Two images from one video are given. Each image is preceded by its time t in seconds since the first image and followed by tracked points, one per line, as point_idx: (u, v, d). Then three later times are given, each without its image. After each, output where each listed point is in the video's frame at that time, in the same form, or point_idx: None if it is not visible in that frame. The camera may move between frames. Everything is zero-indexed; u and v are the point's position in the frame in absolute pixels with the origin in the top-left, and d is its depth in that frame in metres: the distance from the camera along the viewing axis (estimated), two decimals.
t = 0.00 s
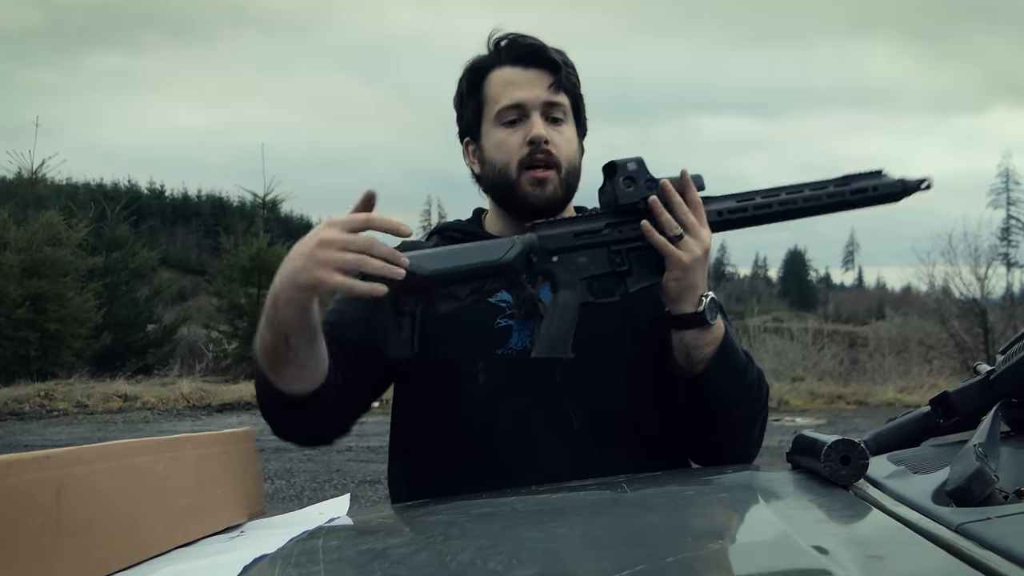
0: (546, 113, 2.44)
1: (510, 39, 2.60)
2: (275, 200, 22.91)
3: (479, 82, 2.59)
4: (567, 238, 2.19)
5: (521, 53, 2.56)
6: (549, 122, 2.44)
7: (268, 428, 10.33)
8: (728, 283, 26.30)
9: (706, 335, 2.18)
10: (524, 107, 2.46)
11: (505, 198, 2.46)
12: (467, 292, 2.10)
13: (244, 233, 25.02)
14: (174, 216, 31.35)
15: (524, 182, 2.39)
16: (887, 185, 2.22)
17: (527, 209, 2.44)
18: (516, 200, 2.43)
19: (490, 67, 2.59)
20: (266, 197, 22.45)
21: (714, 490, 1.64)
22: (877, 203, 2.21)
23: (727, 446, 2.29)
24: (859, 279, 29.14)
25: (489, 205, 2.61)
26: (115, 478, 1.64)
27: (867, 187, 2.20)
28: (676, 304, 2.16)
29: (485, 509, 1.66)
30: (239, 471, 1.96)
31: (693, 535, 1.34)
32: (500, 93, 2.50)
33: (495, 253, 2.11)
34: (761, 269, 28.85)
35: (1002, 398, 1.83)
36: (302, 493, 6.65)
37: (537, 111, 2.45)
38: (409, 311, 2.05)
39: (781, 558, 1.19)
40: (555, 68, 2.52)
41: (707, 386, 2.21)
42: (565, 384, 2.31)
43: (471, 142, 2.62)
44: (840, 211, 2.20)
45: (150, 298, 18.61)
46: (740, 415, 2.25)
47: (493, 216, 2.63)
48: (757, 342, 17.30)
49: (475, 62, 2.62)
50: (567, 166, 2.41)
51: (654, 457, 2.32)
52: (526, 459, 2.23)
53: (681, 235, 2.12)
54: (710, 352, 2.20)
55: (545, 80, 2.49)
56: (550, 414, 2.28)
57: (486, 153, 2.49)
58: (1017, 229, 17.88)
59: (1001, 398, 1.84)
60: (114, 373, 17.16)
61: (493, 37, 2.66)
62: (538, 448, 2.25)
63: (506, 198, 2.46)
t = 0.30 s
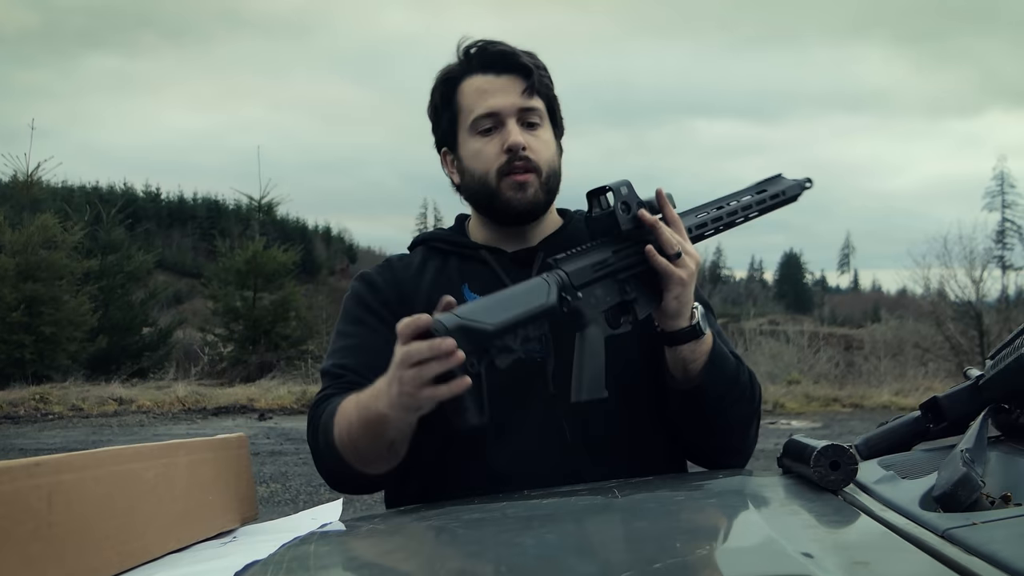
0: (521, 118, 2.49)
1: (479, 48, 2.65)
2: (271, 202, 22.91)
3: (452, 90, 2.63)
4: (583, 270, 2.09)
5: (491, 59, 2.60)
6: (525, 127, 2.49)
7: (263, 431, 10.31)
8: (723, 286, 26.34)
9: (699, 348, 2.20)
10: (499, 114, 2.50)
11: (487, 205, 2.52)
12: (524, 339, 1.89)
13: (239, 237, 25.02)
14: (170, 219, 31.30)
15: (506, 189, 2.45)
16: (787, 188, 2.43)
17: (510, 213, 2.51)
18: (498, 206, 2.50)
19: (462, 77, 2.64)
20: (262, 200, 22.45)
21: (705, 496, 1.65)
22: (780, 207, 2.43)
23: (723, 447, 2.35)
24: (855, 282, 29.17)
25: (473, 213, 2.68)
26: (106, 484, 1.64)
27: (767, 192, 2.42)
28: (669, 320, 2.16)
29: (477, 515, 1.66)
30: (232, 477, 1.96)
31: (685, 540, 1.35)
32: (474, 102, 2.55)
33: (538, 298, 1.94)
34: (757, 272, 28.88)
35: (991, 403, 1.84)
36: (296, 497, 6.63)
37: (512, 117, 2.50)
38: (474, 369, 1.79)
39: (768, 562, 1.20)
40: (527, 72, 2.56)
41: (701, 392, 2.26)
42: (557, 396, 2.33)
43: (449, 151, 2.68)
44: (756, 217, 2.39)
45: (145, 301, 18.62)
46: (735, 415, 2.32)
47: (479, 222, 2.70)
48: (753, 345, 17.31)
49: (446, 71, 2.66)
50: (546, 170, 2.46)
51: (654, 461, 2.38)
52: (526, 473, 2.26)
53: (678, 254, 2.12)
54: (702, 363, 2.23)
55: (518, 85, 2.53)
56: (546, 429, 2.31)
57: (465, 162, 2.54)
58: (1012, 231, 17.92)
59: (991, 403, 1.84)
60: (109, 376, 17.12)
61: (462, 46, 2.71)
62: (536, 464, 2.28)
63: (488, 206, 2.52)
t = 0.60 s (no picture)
0: (502, 128, 2.53)
1: (455, 56, 2.67)
2: (263, 206, 22.86)
3: (430, 100, 2.68)
4: (600, 296, 2.05)
5: (468, 68, 2.64)
6: (506, 136, 2.52)
7: (255, 436, 10.29)
8: (714, 290, 26.40)
9: (692, 362, 2.30)
10: (480, 125, 2.54)
11: (472, 215, 2.57)
12: (543, 376, 1.85)
13: (231, 242, 24.95)
14: (160, 223, 31.19)
15: (490, 199, 2.50)
16: (758, 192, 2.55)
17: (497, 222, 2.57)
18: (485, 216, 2.56)
19: (440, 86, 2.66)
20: (253, 204, 22.41)
21: (693, 499, 1.66)
22: (756, 210, 2.53)
23: (712, 452, 2.50)
24: (846, 286, 29.26)
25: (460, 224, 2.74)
26: (97, 488, 1.64)
27: (746, 198, 2.52)
28: (668, 338, 2.21)
29: (467, 519, 1.67)
30: (224, 481, 1.97)
31: (673, 541, 1.36)
32: (454, 113, 2.59)
33: (560, 332, 1.91)
34: (748, 276, 28.93)
35: (978, 406, 1.86)
36: (288, 502, 6.62)
37: (492, 128, 2.53)
38: (501, 410, 1.74)
39: (755, 564, 1.21)
40: (506, 80, 2.60)
41: (695, 403, 2.39)
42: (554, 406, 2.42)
43: (431, 159, 2.72)
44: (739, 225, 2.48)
45: (136, 306, 18.52)
46: (727, 422, 2.47)
47: (464, 230, 2.76)
48: (744, 349, 17.36)
49: (423, 80, 2.70)
50: (530, 179, 2.52)
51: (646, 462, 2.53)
52: (526, 479, 2.40)
53: (681, 272, 2.13)
54: (695, 375, 2.33)
55: (497, 94, 2.56)
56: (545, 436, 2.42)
57: (447, 173, 2.58)
58: (1001, 236, 18.00)
59: (977, 406, 1.86)
60: (100, 382, 17.04)
61: (437, 53, 2.73)
62: (536, 470, 2.41)
63: (473, 215, 2.57)
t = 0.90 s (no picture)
0: (484, 133, 2.56)
1: (436, 62, 2.68)
2: (257, 209, 22.83)
3: (413, 106, 2.69)
4: (578, 296, 2.05)
5: (450, 74, 2.65)
6: (488, 141, 2.55)
7: (249, 439, 10.26)
8: (708, 295, 26.46)
9: (671, 351, 2.36)
10: (461, 130, 2.56)
11: (455, 220, 2.62)
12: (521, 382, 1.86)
13: (225, 245, 24.91)
14: (154, 226, 31.12)
15: (472, 206, 2.56)
16: (737, 174, 2.61)
17: (479, 227, 2.62)
18: (467, 222, 2.61)
19: (422, 92, 2.68)
20: (248, 207, 22.38)
21: (688, 503, 1.67)
22: (735, 190, 2.60)
23: (699, 447, 2.54)
24: (840, 291, 29.33)
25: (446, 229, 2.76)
26: (94, 491, 1.64)
27: (725, 179, 2.58)
28: (645, 329, 2.28)
29: (462, 522, 1.67)
30: (220, 483, 1.97)
31: (668, 545, 1.37)
32: (436, 119, 2.61)
33: (537, 336, 1.91)
34: (742, 280, 29.00)
35: (972, 412, 1.86)
36: (281, 505, 6.61)
37: (474, 133, 2.56)
38: (481, 418, 1.73)
39: (751, 569, 1.21)
40: (487, 86, 2.61)
41: (675, 394, 2.43)
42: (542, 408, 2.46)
43: (415, 164, 2.75)
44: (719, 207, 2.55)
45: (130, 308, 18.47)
46: (712, 414, 2.51)
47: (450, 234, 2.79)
48: (737, 354, 17.39)
49: (407, 86, 2.72)
50: (511, 185, 2.56)
51: (633, 458, 2.57)
52: (514, 477, 2.42)
53: (660, 266, 2.16)
54: (674, 365, 2.38)
55: (479, 100, 2.58)
56: (530, 438, 2.45)
57: (431, 178, 2.61)
58: (995, 241, 18.06)
59: (972, 412, 1.87)
60: (93, 384, 16.98)
61: (419, 59, 2.74)
62: (525, 470, 2.43)
63: (456, 220, 2.62)
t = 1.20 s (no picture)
0: (470, 140, 2.57)
1: (420, 71, 2.68)
2: (254, 214, 22.82)
3: (398, 114, 2.70)
4: (575, 306, 2.05)
5: (435, 82, 2.65)
6: (474, 148, 2.57)
7: (245, 444, 10.24)
8: (704, 300, 26.49)
9: (662, 342, 2.39)
10: (447, 138, 2.58)
11: (441, 227, 2.63)
12: (529, 404, 1.87)
13: (222, 250, 24.89)
14: (150, 231, 31.06)
15: (458, 213, 2.58)
16: (714, 150, 2.61)
17: (467, 235, 2.64)
18: (454, 230, 2.62)
19: (405, 100, 2.69)
20: (244, 212, 22.38)
21: (687, 506, 1.67)
22: (714, 167, 2.60)
23: (695, 438, 2.59)
24: (836, 296, 29.36)
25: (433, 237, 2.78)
26: (93, 494, 1.64)
27: (704, 157, 2.58)
28: (639, 322, 2.32)
29: (461, 526, 1.67)
30: (218, 487, 1.96)
31: (666, 547, 1.38)
32: (421, 127, 2.62)
33: (541, 356, 1.91)
34: (739, 286, 29.05)
35: (969, 415, 1.87)
36: (279, 510, 6.61)
37: (460, 141, 2.57)
38: (493, 446, 1.76)
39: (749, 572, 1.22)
40: (472, 93, 2.62)
41: (668, 385, 2.47)
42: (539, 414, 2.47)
43: (401, 173, 2.76)
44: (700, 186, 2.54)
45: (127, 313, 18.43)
46: (706, 405, 2.56)
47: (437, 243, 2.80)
48: (734, 358, 17.41)
49: (391, 95, 2.73)
50: (496, 192, 2.58)
51: (628, 450, 2.61)
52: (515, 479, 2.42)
53: (653, 264, 2.18)
54: (666, 356, 2.42)
55: (464, 107, 2.60)
56: (527, 442, 2.45)
57: (417, 185, 2.63)
58: (991, 246, 18.07)
59: (969, 415, 1.88)
60: (90, 390, 16.93)
61: (403, 68, 2.75)
62: (525, 473, 2.44)
63: (443, 228, 2.64)
